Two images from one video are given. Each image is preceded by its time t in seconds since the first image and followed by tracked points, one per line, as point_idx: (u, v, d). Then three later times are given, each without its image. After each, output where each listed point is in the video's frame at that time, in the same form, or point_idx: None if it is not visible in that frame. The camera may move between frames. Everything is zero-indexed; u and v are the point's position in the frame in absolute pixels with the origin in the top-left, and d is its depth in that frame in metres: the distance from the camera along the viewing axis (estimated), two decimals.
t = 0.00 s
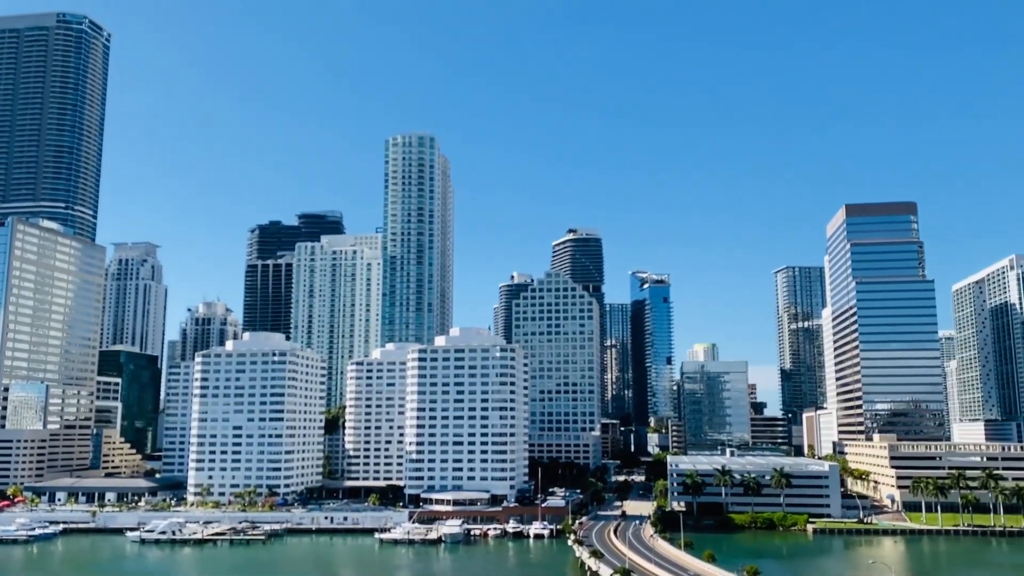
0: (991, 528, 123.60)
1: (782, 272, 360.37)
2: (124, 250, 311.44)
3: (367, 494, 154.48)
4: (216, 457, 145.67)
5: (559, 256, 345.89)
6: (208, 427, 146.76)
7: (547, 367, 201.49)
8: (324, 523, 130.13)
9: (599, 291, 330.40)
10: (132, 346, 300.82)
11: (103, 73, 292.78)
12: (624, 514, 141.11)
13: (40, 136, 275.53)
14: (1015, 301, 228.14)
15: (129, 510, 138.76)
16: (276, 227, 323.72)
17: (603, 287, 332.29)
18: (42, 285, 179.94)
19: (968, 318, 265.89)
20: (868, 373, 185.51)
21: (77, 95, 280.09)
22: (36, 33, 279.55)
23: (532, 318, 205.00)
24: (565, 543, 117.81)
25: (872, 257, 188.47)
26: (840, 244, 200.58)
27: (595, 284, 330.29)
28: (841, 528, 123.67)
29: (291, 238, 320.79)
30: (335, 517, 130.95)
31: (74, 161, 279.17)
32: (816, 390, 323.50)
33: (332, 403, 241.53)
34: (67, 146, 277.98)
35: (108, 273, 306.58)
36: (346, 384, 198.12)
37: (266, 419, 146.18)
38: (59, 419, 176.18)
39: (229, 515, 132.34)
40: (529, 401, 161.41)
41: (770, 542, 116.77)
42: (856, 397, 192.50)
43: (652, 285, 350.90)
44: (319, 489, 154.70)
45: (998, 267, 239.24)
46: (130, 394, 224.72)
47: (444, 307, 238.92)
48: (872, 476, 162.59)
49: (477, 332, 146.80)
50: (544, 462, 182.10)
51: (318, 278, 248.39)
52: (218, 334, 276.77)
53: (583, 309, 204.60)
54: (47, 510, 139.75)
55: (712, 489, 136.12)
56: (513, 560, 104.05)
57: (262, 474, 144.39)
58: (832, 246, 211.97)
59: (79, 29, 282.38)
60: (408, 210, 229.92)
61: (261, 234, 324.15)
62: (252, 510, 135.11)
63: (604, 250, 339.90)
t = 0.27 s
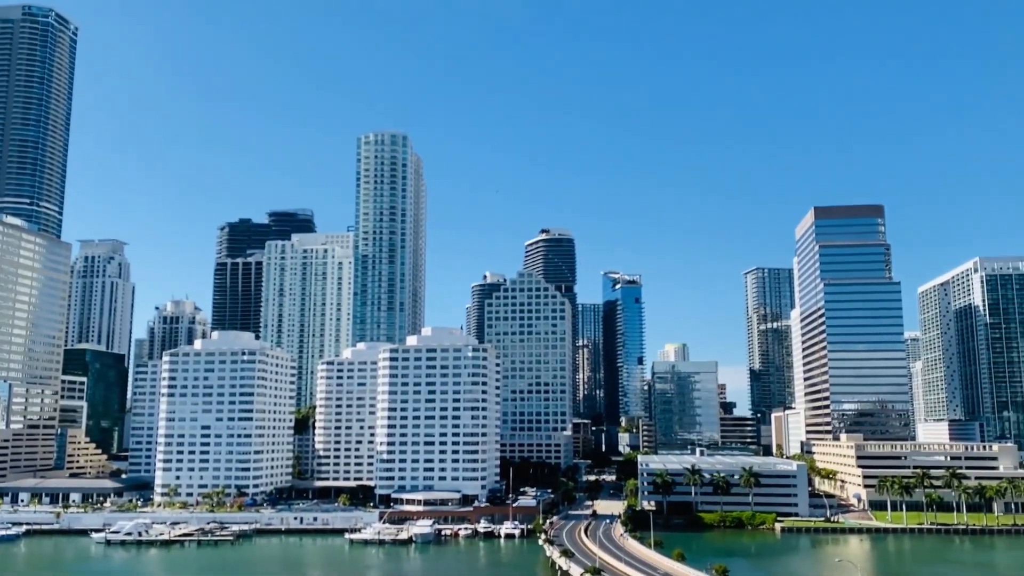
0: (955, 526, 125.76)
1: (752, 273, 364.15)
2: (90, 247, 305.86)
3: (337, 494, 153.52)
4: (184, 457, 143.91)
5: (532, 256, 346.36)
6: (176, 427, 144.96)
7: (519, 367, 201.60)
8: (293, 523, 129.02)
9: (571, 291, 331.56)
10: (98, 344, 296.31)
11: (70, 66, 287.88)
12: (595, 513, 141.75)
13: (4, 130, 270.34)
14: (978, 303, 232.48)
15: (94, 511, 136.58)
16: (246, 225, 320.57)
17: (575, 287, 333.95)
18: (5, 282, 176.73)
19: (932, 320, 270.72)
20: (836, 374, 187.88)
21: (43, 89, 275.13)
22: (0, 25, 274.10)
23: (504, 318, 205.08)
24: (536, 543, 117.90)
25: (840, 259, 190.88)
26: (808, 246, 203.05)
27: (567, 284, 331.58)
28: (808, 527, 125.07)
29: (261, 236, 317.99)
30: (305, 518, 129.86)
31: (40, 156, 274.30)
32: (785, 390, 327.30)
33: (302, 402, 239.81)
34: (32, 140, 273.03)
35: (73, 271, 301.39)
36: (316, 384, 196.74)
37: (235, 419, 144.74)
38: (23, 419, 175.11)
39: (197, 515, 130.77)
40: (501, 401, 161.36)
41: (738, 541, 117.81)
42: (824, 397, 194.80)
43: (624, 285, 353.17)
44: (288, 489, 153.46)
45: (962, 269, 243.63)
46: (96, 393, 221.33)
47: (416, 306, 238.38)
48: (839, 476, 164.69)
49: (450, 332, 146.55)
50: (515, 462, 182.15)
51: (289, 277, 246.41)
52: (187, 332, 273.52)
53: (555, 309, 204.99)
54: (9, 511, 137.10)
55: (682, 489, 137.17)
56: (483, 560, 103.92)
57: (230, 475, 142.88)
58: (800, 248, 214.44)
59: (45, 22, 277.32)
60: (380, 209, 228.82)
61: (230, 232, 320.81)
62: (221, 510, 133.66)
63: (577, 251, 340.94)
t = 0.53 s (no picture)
0: (920, 525, 127.78)
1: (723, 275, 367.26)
2: (57, 244, 301.55)
3: (308, 494, 152.52)
4: (152, 456, 142.20)
5: (506, 256, 346.46)
6: (144, 426, 143.18)
7: (492, 367, 201.57)
8: (263, 524, 127.89)
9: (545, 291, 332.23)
10: (64, 342, 291.73)
11: (36, 60, 282.79)
12: (567, 512, 142.12)
13: None
14: (943, 305, 236.49)
15: (59, 512, 134.43)
16: (217, 223, 317.30)
17: (549, 288, 334.78)
18: None
19: (899, 321, 274.88)
20: (805, 374, 189.99)
21: (8, 82, 270.11)
22: None
23: (477, 318, 205.01)
24: (508, 543, 117.99)
25: (809, 261, 193.15)
26: (778, 248, 205.26)
27: (541, 285, 332.33)
28: (777, 525, 126.36)
29: (231, 233, 314.91)
30: (275, 518, 128.80)
31: (5, 151, 269.35)
32: (755, 390, 330.58)
33: (273, 402, 237.99)
34: None
35: (39, 268, 296.50)
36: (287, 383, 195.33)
37: (205, 418, 143.27)
38: None
39: (165, 516, 129.21)
40: (473, 400, 161.26)
41: (708, 539, 118.83)
42: (793, 397, 196.98)
43: (597, 285, 354.53)
44: (258, 489, 152.17)
45: (929, 272, 247.52)
46: (62, 392, 217.96)
47: (389, 305, 237.67)
48: (807, 475, 166.50)
49: (423, 332, 146.25)
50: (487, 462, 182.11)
51: (260, 275, 244.29)
52: (155, 331, 270.27)
53: (528, 309, 205.22)
54: None
55: (654, 488, 137.96)
56: (455, 560, 103.82)
57: (199, 475, 141.37)
58: (771, 250, 216.69)
59: (11, 14, 272.17)
60: (353, 208, 227.54)
61: (200, 229, 317.33)
62: (189, 511, 132.21)
63: (550, 251, 341.57)
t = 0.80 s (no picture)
0: (886, 523, 129.71)
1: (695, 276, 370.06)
2: (22, 240, 296.54)
3: (278, 494, 151.37)
4: (119, 456, 140.30)
5: (479, 256, 346.33)
6: (111, 426, 141.19)
7: (464, 367, 201.36)
8: (232, 524, 126.66)
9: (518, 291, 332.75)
10: (29, 340, 286.86)
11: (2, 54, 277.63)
12: (539, 512, 142.38)
13: None
14: (910, 306, 240.06)
15: (23, 513, 132.10)
16: (186, 220, 313.84)
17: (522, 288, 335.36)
18: None
19: (867, 323, 278.71)
20: (774, 374, 191.92)
21: None
22: None
23: (450, 317, 204.77)
24: (479, 542, 118.06)
25: (779, 263, 195.27)
26: (749, 250, 207.15)
27: (514, 285, 332.61)
28: (747, 524, 127.59)
29: (201, 231, 311.59)
30: (244, 518, 127.60)
31: None
32: (725, 390, 333.56)
33: (243, 402, 235.82)
34: None
35: (3, 264, 291.28)
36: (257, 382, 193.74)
37: (173, 418, 141.60)
38: None
39: (132, 517, 127.57)
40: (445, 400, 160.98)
41: (678, 538, 119.68)
42: (762, 397, 198.95)
43: (570, 286, 355.60)
44: (227, 490, 150.71)
45: (896, 274, 251.27)
46: (27, 390, 214.21)
47: (361, 305, 236.61)
48: (776, 474, 168.21)
49: (395, 331, 145.78)
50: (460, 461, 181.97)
51: (230, 274, 241.90)
52: (123, 329, 266.70)
53: (502, 309, 205.26)
54: None
55: (625, 488, 138.62)
56: (427, 559, 103.72)
57: (167, 475, 139.70)
58: (741, 251, 218.72)
59: None
60: (326, 206, 226.09)
61: (170, 226, 313.61)
62: (157, 511, 130.59)
63: (524, 251, 342.00)
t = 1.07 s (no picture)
0: (853, 522, 131.40)
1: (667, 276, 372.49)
2: None
3: (248, 495, 150.06)
4: (85, 456, 138.26)
5: (452, 255, 345.78)
6: (77, 426, 139.13)
7: (437, 367, 200.92)
8: (201, 525, 125.34)
9: (491, 291, 332.71)
10: None
11: None
12: (510, 511, 142.52)
13: None
14: (878, 308, 243.31)
15: None
16: (155, 217, 310.11)
17: (495, 288, 335.15)
18: None
19: (836, 323, 282.23)
20: (744, 374, 193.67)
21: None
22: None
23: (423, 317, 204.23)
24: (451, 542, 117.95)
25: (750, 263, 197.01)
26: (720, 251, 208.84)
27: (488, 284, 332.27)
28: (716, 523, 128.67)
29: (170, 228, 307.98)
30: (213, 519, 126.29)
31: None
32: (696, 390, 336.06)
33: (212, 401, 233.45)
34: None
35: None
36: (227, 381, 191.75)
37: (141, 418, 139.82)
38: None
39: (98, 518, 125.76)
40: (417, 400, 160.53)
41: (649, 537, 120.39)
42: (733, 397, 200.67)
43: (543, 285, 356.21)
44: (195, 490, 149.14)
45: (864, 276, 254.67)
46: None
47: (332, 304, 235.23)
48: (746, 473, 169.74)
49: (366, 331, 145.08)
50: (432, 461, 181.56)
51: (200, 272, 239.34)
52: (90, 327, 262.91)
53: (474, 309, 205.07)
54: None
55: (596, 487, 139.14)
56: (397, 559, 103.48)
57: (134, 475, 137.91)
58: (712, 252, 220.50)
59: None
60: (297, 204, 224.45)
61: (138, 223, 309.60)
62: (123, 512, 128.87)
63: (497, 250, 342.06)
